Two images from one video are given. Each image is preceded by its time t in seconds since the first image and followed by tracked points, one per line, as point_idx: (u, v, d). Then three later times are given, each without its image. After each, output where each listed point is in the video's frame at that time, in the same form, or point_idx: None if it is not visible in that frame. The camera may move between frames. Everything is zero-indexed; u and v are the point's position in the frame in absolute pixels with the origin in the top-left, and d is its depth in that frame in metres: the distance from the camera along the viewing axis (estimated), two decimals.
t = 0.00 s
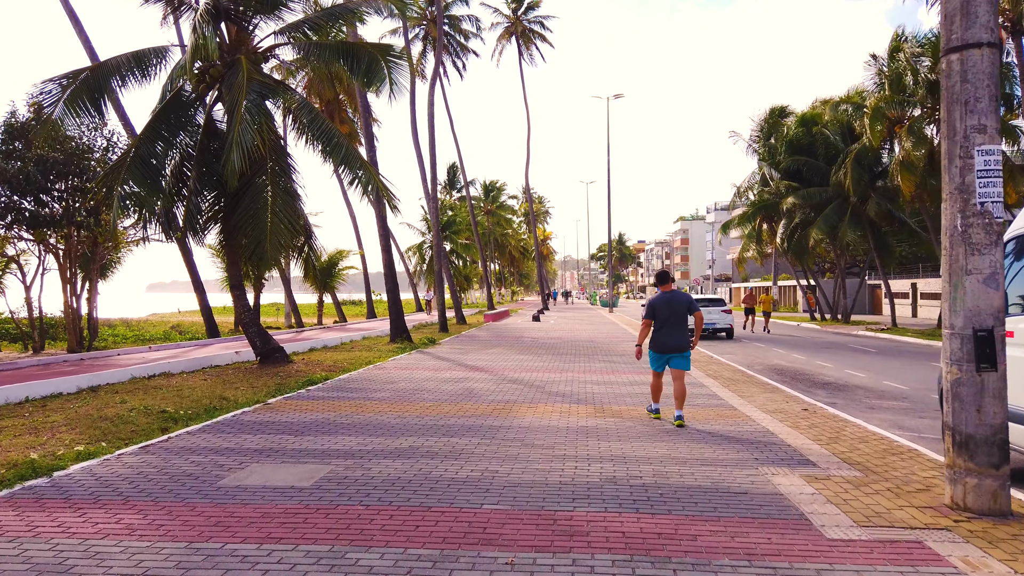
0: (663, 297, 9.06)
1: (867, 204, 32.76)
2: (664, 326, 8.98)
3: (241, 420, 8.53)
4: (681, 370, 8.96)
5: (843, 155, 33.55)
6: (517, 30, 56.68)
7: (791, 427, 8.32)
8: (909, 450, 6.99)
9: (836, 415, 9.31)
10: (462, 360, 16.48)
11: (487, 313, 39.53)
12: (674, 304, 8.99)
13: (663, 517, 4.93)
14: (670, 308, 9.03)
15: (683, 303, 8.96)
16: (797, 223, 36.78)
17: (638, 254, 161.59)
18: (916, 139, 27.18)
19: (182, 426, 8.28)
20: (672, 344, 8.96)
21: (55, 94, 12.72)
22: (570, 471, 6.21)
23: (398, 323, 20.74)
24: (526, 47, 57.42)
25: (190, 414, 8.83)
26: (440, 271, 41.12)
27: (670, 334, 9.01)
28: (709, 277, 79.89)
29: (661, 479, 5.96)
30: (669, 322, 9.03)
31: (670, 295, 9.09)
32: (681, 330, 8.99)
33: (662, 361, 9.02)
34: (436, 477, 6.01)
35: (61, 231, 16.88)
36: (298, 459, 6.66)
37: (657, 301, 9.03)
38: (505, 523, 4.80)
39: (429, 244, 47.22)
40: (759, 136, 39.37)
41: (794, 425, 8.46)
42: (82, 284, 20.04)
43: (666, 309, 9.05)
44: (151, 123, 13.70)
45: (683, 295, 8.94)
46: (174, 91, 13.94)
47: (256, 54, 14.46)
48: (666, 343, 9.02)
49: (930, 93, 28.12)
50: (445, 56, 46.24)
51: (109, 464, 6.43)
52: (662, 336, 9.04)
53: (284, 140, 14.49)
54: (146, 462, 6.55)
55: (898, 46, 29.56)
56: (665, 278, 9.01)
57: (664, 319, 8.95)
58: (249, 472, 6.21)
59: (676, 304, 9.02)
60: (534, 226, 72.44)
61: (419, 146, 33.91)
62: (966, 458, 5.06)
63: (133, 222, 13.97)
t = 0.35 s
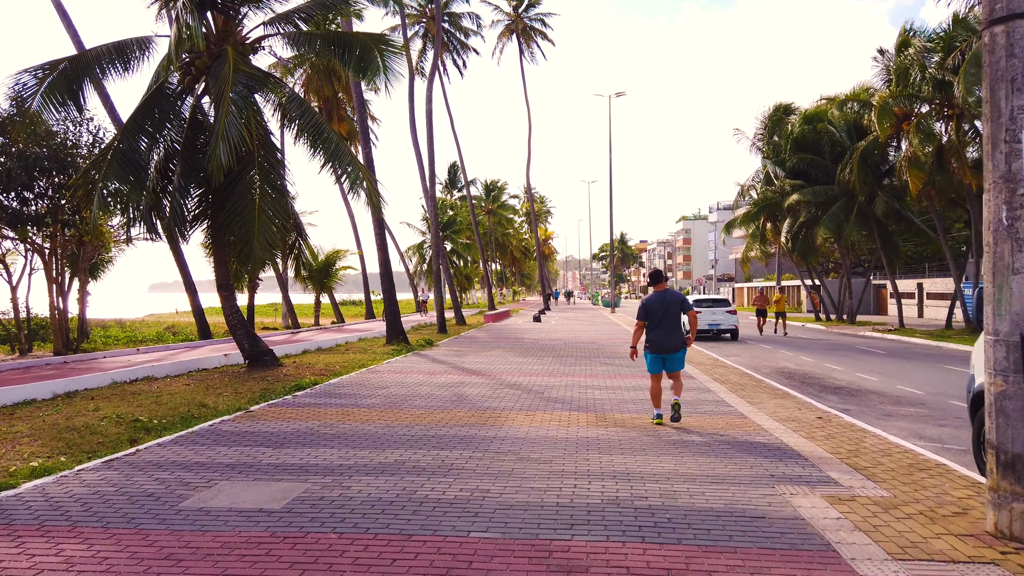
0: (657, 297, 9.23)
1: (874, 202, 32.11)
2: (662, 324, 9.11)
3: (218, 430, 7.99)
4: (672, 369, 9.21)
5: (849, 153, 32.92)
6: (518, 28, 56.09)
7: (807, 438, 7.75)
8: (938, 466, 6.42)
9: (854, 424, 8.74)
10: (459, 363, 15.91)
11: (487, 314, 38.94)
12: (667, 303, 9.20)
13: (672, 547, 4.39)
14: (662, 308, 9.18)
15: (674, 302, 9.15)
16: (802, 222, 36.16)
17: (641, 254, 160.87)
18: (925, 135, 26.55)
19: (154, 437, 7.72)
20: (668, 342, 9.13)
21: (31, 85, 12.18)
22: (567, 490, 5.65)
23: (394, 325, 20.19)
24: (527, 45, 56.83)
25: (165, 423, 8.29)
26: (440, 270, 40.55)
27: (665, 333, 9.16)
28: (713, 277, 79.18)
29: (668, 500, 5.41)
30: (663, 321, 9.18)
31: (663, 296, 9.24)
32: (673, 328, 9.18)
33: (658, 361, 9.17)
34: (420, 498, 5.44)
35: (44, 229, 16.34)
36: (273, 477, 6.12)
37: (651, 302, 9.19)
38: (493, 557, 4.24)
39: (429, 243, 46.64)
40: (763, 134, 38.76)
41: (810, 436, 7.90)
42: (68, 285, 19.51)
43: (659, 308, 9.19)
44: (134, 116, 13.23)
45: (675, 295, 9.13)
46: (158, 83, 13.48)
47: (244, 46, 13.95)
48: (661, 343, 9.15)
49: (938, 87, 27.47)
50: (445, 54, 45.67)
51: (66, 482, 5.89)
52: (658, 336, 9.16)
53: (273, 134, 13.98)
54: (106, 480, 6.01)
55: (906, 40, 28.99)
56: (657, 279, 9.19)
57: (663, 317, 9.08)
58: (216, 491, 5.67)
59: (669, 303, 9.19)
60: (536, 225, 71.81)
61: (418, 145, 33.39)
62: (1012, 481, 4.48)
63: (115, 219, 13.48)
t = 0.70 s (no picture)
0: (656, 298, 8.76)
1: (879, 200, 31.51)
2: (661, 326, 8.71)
3: (190, 437, 7.47)
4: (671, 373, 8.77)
5: (853, 150, 32.35)
6: (517, 25, 55.58)
7: (820, 446, 7.22)
8: (969, 480, 5.88)
9: (868, 430, 8.22)
10: (453, 365, 15.40)
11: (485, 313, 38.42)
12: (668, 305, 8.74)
13: None
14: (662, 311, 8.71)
15: (677, 304, 8.70)
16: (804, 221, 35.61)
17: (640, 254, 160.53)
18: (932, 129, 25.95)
19: (119, 446, 7.17)
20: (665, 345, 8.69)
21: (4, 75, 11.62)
22: (563, 507, 5.12)
23: (387, 325, 19.66)
24: (526, 42, 56.33)
25: (134, 430, 7.77)
26: (437, 270, 40.03)
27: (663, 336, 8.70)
28: (713, 276, 78.64)
29: (676, 518, 4.86)
30: (664, 323, 8.71)
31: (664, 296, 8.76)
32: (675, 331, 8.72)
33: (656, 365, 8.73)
34: (399, 517, 4.90)
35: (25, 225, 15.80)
36: (240, 491, 5.57)
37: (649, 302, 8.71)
38: None
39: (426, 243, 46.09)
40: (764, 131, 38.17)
41: (824, 443, 7.37)
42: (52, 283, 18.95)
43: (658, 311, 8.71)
44: (112, 109, 12.70)
45: (676, 297, 8.68)
46: (139, 74, 12.96)
47: (229, 36, 13.40)
48: (658, 346, 8.69)
49: (943, 81, 26.62)
50: (443, 52, 45.11)
51: (12, 496, 5.37)
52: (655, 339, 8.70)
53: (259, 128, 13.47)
54: (57, 494, 5.48)
55: (912, 35, 28.47)
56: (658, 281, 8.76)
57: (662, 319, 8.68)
58: (174, 509, 5.13)
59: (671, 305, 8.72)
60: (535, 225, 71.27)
61: (414, 143, 32.87)
62: None
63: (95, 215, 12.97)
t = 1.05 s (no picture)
0: (656, 301, 8.37)
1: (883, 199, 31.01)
2: (662, 329, 8.36)
3: (161, 452, 6.96)
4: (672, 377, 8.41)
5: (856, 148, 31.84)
6: (515, 23, 55.09)
7: (838, 462, 6.70)
8: (1005, 504, 5.36)
9: (887, 443, 7.71)
10: (448, 369, 14.88)
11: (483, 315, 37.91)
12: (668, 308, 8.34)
13: None
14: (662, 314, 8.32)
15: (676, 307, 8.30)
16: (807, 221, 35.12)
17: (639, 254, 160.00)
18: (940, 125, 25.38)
19: (83, 463, 6.65)
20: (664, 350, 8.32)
21: None
22: (562, 537, 4.60)
23: (381, 327, 19.13)
24: (524, 41, 55.85)
25: (101, 444, 7.24)
26: (435, 270, 39.54)
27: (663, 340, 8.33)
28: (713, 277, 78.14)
29: (688, 552, 4.34)
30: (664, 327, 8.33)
31: (664, 299, 8.35)
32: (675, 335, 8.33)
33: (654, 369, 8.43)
34: (377, 551, 4.36)
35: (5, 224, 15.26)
36: (204, 517, 5.04)
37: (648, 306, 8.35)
38: None
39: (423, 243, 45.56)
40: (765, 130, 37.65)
41: (842, 459, 6.85)
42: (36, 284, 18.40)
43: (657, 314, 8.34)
44: (90, 104, 12.16)
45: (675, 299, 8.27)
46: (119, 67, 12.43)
47: (213, 28, 12.87)
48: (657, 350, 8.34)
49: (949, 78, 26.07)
50: (441, 50, 44.58)
51: None
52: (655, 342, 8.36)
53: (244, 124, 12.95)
54: (2, 521, 4.95)
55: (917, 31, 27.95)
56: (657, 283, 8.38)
57: (665, 321, 8.32)
58: (128, 540, 4.60)
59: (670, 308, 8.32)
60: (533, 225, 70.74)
61: (410, 142, 32.33)
62: None
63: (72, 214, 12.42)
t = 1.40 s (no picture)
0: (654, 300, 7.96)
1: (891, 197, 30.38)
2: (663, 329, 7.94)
3: (125, 464, 6.39)
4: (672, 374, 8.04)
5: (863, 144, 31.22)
6: (515, 20, 54.43)
7: (864, 475, 6.14)
8: None
9: (912, 453, 7.14)
10: (443, 371, 14.31)
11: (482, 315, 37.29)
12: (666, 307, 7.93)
13: None
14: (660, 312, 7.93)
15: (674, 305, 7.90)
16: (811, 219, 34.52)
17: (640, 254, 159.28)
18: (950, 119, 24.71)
19: (38, 476, 6.08)
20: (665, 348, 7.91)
21: None
22: (562, 565, 4.04)
23: (376, 327, 18.55)
24: (524, 38, 55.20)
25: (61, 455, 6.67)
26: (433, 269, 38.95)
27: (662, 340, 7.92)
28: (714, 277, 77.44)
29: None
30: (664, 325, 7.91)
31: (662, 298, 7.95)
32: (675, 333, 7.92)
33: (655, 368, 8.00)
34: None
35: None
36: (160, 541, 4.48)
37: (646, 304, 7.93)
38: None
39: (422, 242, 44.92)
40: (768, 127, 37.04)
41: (866, 471, 6.29)
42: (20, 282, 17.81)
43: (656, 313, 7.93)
44: (67, 93, 11.57)
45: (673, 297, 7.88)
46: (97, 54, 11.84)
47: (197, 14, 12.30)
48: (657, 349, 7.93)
49: (959, 73, 25.64)
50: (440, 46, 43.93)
51: None
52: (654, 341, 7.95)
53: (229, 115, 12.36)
54: None
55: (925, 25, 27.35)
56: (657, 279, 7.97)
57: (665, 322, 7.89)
58: (69, 569, 4.05)
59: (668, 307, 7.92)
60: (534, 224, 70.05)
61: (408, 139, 31.75)
62: None
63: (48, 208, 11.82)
